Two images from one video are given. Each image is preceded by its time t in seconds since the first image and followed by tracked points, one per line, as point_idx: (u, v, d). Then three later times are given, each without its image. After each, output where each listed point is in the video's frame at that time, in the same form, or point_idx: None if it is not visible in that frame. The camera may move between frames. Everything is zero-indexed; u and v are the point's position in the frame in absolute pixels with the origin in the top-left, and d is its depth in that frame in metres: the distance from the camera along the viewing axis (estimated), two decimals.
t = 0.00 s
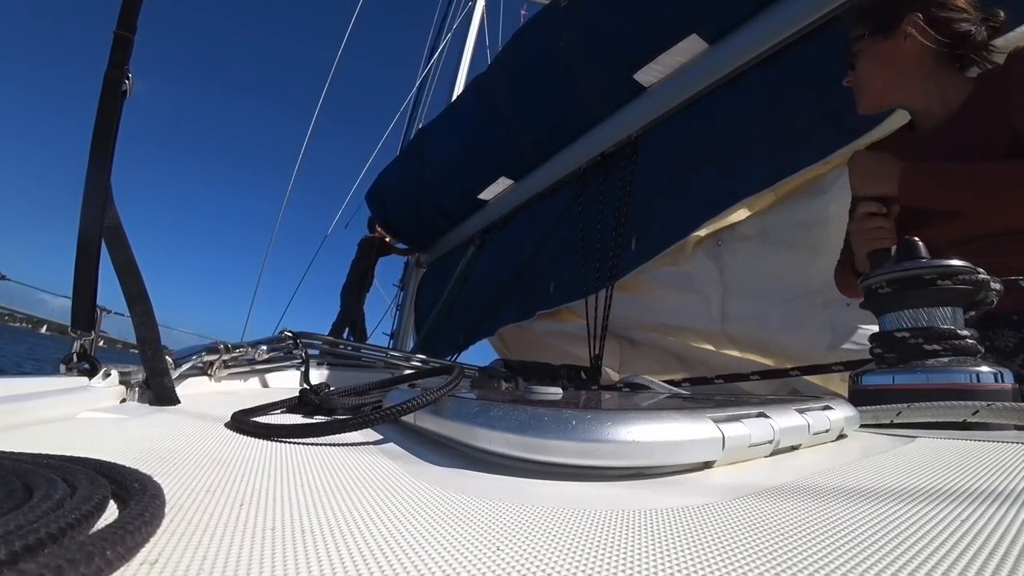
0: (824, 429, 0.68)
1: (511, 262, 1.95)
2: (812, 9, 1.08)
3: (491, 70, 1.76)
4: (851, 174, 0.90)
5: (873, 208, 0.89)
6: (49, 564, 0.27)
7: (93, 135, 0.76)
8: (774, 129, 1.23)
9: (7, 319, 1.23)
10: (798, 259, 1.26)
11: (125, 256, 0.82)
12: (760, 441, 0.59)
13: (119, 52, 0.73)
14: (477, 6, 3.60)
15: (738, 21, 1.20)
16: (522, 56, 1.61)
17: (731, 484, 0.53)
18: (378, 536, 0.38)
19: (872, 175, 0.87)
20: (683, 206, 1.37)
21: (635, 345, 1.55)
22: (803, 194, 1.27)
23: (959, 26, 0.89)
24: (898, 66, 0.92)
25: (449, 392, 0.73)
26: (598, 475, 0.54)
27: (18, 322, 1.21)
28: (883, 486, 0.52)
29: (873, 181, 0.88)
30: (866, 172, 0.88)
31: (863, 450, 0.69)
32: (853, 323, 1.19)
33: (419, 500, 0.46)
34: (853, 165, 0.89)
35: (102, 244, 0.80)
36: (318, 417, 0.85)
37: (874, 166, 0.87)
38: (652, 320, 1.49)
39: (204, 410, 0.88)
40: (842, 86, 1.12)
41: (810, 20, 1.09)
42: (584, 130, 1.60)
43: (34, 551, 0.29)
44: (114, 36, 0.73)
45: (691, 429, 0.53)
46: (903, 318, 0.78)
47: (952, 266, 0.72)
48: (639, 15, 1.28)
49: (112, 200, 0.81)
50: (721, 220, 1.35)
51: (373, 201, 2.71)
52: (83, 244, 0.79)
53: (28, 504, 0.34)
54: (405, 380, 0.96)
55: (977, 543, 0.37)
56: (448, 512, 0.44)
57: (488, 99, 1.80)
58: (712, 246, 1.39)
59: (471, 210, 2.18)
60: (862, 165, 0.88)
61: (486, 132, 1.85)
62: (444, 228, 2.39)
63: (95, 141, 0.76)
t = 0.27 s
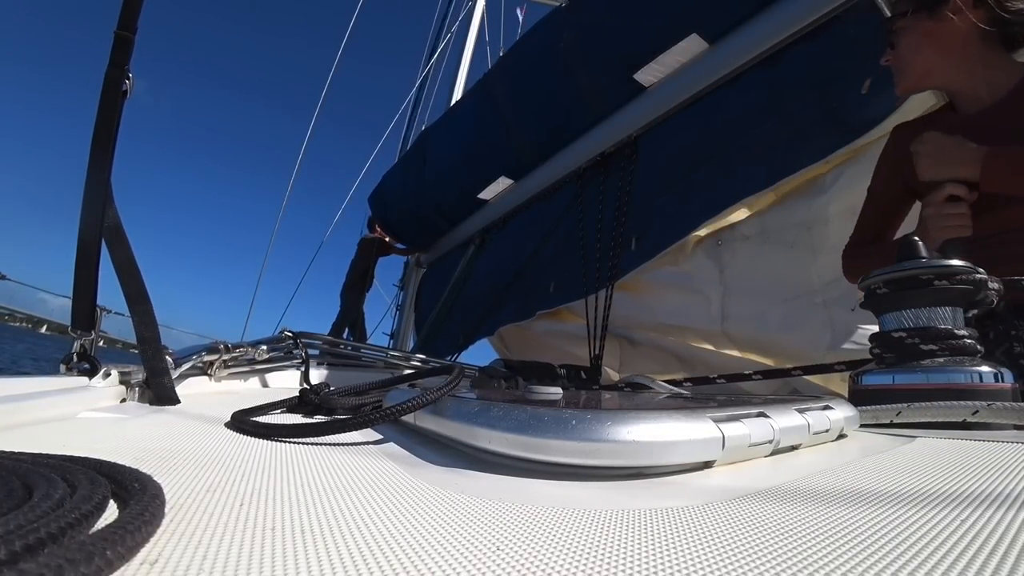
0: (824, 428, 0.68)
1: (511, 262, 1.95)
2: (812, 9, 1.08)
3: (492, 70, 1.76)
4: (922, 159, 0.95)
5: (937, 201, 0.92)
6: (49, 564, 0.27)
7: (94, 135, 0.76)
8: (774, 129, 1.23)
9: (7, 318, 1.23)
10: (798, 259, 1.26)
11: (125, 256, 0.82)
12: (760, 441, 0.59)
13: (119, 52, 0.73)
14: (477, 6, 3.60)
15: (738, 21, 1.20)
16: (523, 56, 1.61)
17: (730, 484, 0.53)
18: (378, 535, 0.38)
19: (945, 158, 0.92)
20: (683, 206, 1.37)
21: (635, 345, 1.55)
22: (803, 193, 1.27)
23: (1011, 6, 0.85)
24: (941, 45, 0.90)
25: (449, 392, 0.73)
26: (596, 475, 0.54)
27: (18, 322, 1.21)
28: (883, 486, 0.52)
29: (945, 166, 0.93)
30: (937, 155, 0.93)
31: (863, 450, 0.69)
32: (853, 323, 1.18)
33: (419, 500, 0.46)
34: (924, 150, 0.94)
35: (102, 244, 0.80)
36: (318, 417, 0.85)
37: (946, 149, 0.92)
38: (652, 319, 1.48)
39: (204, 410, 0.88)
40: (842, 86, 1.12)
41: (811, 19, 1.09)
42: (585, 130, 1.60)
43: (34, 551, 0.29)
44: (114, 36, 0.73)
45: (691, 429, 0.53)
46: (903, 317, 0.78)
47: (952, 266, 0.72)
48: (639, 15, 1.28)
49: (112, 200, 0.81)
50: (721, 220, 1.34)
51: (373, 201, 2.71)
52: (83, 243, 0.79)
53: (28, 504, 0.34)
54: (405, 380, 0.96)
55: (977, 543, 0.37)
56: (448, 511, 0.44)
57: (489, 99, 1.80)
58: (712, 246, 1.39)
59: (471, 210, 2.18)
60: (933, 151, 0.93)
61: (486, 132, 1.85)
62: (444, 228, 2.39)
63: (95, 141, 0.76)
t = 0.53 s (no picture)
0: (824, 429, 0.68)
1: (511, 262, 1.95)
2: (812, 9, 1.08)
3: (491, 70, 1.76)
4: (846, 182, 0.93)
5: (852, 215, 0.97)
6: (49, 564, 0.27)
7: (94, 135, 0.76)
8: (774, 129, 1.23)
9: (7, 318, 1.23)
10: (798, 259, 1.26)
11: (125, 256, 0.82)
12: (760, 441, 0.59)
13: (119, 52, 0.73)
14: (477, 6, 3.60)
15: (738, 21, 1.20)
16: (523, 56, 1.61)
17: (730, 485, 0.53)
18: (379, 535, 0.38)
19: (859, 184, 0.90)
20: (683, 207, 1.37)
21: (635, 345, 1.55)
22: (803, 193, 1.28)
23: None
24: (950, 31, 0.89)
25: (449, 392, 0.73)
26: (597, 475, 0.54)
27: (18, 322, 1.21)
28: (882, 486, 0.52)
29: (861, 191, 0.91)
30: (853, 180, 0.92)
31: (863, 450, 0.69)
32: (853, 324, 1.19)
33: (418, 499, 0.47)
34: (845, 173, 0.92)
35: (102, 244, 0.80)
36: (318, 417, 0.85)
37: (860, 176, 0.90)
38: (652, 319, 1.48)
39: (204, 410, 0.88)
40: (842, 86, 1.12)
41: (811, 20, 1.09)
42: (584, 130, 1.60)
43: (33, 551, 0.29)
44: (114, 36, 0.73)
45: (692, 429, 0.53)
46: (905, 317, 0.78)
47: (952, 266, 0.73)
48: (639, 16, 1.28)
49: (112, 200, 0.81)
50: (721, 220, 1.34)
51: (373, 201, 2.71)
52: (83, 243, 0.79)
53: (28, 504, 0.34)
54: (405, 380, 0.96)
55: (977, 544, 0.37)
56: (448, 511, 0.44)
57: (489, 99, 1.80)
58: (712, 246, 1.39)
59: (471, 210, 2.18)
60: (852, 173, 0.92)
61: (486, 133, 1.85)
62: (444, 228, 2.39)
63: (95, 141, 0.76)
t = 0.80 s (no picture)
0: (824, 428, 0.68)
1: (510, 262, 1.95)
2: (812, 9, 1.08)
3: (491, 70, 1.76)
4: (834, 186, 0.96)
5: (840, 224, 0.97)
6: (49, 564, 0.27)
7: (94, 135, 0.76)
8: (774, 129, 1.23)
9: (7, 319, 1.23)
10: (798, 259, 1.27)
11: (125, 256, 0.82)
12: (760, 441, 0.59)
13: (119, 52, 0.73)
14: (477, 6, 3.60)
15: (738, 21, 1.20)
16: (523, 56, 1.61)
17: (730, 485, 0.53)
18: (379, 534, 0.38)
19: (843, 192, 0.92)
20: (683, 207, 1.37)
21: (635, 345, 1.55)
22: (802, 193, 1.28)
23: None
24: (940, 17, 0.88)
25: (449, 392, 0.73)
26: (597, 475, 0.54)
27: (18, 322, 1.21)
28: (882, 486, 0.52)
29: (847, 198, 0.92)
30: (840, 188, 0.93)
31: (864, 450, 0.69)
32: (853, 324, 1.19)
33: (419, 499, 0.47)
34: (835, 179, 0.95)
35: (102, 244, 0.80)
36: (318, 417, 0.85)
37: (844, 184, 0.91)
38: (652, 319, 1.48)
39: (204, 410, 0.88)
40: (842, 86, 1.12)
41: (811, 20, 1.09)
42: (584, 130, 1.60)
43: (33, 551, 0.29)
44: (114, 36, 0.73)
45: (692, 429, 0.53)
46: (904, 317, 0.78)
47: (953, 266, 0.73)
48: (638, 16, 1.28)
49: (112, 200, 0.81)
50: (721, 220, 1.34)
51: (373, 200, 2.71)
52: (83, 243, 0.79)
53: (28, 504, 0.34)
54: (405, 380, 0.96)
55: (976, 544, 0.37)
56: (448, 511, 0.44)
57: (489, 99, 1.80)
58: (711, 245, 1.39)
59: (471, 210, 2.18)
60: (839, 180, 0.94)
61: (486, 133, 1.85)
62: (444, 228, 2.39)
63: (96, 141, 0.76)
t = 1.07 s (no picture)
0: (824, 429, 0.68)
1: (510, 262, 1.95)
2: (812, 9, 1.08)
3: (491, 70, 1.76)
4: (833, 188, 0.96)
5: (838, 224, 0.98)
6: (49, 564, 0.27)
7: (94, 135, 0.76)
8: (774, 129, 1.23)
9: (7, 319, 1.23)
10: (798, 259, 1.27)
11: (125, 256, 0.82)
12: (760, 441, 0.59)
13: (119, 52, 0.73)
14: (477, 6, 3.61)
15: (738, 21, 1.20)
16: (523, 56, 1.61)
17: (730, 485, 0.53)
18: (379, 535, 0.38)
19: (843, 193, 0.93)
20: (683, 207, 1.37)
21: (635, 345, 1.55)
22: (802, 194, 1.28)
23: None
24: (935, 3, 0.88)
25: (449, 392, 0.73)
26: (597, 475, 0.54)
27: (18, 322, 1.21)
28: (882, 486, 0.52)
29: (846, 198, 0.93)
30: (839, 188, 0.94)
31: (864, 450, 0.69)
32: (854, 324, 1.19)
33: (420, 499, 0.47)
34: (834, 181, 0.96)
35: (102, 244, 0.80)
36: (318, 417, 0.85)
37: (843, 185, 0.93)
38: (652, 319, 1.48)
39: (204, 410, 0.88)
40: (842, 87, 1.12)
41: (811, 20, 1.09)
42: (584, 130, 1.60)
43: (33, 551, 0.29)
44: (114, 36, 0.73)
45: (692, 429, 0.53)
46: (904, 317, 0.78)
47: (952, 266, 0.73)
48: (639, 16, 1.28)
49: (112, 200, 0.81)
50: (721, 220, 1.34)
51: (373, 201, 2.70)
52: (83, 243, 0.79)
53: (28, 504, 0.34)
54: (405, 380, 0.96)
55: (976, 544, 0.37)
56: (448, 511, 0.44)
57: (489, 99, 1.80)
58: (711, 246, 1.39)
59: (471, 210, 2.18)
60: (839, 181, 0.95)
61: (486, 133, 1.85)
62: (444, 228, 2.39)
63: (96, 141, 0.76)
